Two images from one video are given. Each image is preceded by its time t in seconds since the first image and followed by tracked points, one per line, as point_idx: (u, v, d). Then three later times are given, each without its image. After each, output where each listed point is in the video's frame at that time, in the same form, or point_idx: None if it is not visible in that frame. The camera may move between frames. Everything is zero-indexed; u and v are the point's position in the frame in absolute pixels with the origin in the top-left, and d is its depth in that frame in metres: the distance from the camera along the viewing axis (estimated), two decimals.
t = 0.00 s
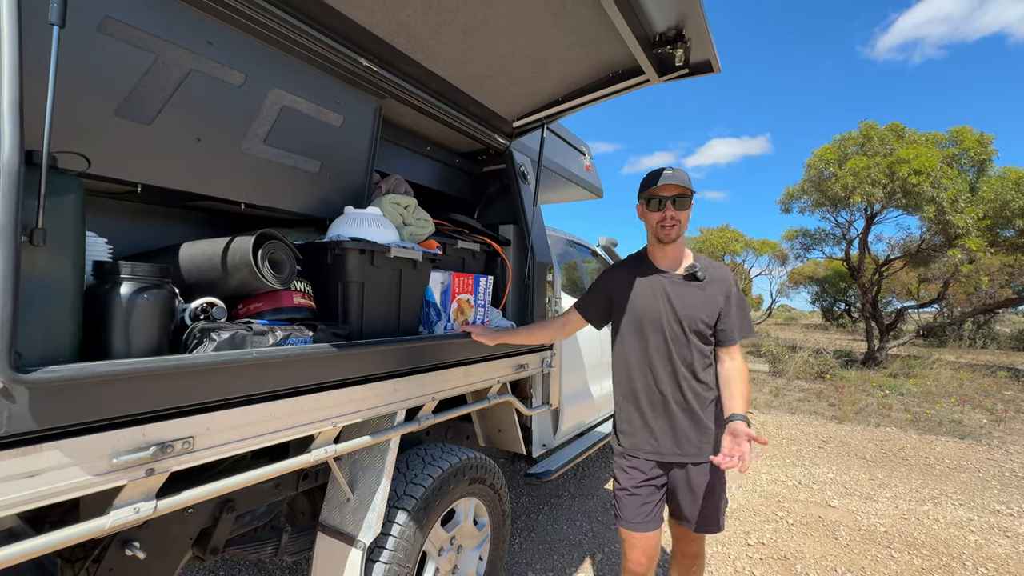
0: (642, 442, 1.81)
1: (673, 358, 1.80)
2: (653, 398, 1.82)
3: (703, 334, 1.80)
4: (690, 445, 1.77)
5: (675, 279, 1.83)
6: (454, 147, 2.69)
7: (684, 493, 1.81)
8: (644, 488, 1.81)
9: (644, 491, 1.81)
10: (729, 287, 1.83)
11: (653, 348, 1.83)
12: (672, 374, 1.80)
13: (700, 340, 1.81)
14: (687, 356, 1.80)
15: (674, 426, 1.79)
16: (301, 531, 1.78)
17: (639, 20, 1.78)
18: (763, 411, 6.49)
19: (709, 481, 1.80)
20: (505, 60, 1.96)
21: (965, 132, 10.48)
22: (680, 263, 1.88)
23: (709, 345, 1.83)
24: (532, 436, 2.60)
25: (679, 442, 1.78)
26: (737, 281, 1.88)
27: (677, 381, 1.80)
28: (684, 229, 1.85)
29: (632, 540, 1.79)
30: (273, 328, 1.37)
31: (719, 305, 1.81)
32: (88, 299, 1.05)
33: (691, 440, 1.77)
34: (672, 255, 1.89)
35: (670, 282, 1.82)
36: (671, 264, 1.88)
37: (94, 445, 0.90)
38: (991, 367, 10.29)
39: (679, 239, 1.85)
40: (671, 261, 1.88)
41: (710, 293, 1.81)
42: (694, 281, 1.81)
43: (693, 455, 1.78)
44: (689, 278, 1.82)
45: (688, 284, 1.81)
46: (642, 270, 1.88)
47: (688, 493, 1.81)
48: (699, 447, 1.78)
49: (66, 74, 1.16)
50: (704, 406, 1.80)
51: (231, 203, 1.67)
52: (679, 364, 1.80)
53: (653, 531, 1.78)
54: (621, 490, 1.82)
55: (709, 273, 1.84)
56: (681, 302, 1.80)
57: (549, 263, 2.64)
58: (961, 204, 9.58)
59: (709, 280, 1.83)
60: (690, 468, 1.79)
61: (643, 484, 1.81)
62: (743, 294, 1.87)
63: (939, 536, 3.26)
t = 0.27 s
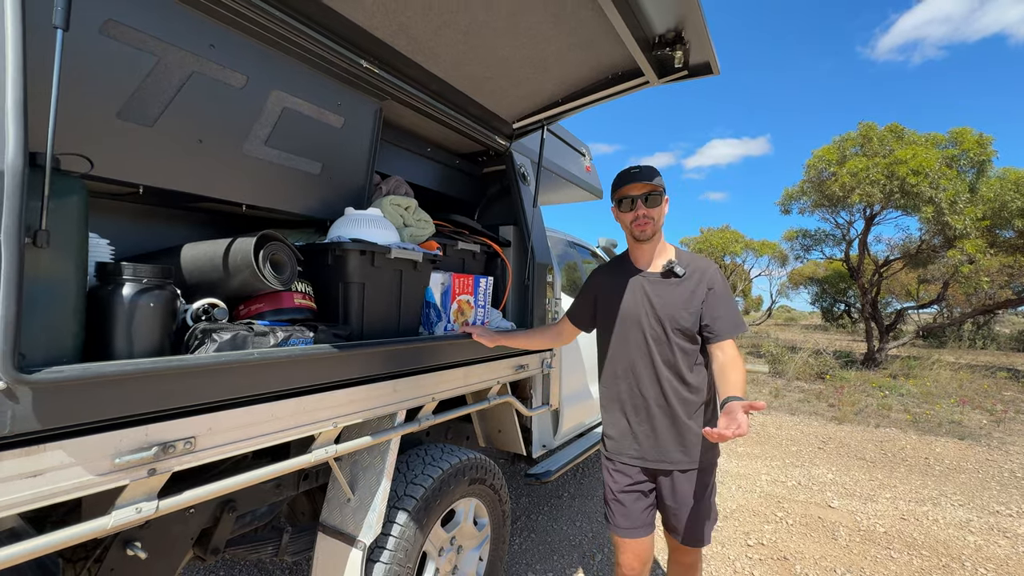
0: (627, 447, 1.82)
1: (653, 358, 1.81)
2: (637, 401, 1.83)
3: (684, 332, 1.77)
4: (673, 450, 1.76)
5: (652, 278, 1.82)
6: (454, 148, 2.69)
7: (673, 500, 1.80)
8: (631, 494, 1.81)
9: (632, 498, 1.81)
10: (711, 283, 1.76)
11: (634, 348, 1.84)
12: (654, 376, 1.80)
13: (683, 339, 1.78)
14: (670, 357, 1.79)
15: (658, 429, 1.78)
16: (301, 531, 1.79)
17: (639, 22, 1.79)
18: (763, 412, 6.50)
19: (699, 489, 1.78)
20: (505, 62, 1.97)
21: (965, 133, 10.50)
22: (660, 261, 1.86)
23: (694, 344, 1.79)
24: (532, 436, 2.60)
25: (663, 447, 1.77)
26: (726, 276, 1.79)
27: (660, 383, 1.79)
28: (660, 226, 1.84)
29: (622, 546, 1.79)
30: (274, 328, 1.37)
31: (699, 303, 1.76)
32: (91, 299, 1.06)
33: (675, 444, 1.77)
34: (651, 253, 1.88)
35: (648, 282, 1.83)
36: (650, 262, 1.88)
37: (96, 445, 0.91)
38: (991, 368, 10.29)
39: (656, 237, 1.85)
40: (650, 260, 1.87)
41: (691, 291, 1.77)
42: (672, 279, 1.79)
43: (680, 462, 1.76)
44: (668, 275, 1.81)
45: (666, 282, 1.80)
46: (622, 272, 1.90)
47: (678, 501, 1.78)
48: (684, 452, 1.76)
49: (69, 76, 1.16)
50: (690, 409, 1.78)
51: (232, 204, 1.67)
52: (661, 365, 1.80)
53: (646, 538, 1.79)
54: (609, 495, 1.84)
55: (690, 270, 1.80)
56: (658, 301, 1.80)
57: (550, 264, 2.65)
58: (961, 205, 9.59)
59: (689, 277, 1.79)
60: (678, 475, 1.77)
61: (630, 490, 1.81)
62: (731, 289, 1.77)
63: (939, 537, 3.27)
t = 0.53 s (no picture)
0: (615, 452, 1.83)
1: (639, 360, 1.79)
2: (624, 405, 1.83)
3: (670, 333, 1.75)
4: (660, 455, 1.75)
5: (637, 279, 1.81)
6: (454, 148, 2.70)
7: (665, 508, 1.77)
8: (621, 500, 1.83)
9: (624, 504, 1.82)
10: (697, 283, 1.74)
11: (620, 350, 1.83)
12: (641, 379, 1.79)
13: (670, 341, 1.76)
14: (657, 359, 1.77)
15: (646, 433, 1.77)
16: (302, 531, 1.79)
17: (639, 23, 1.79)
18: (763, 412, 6.50)
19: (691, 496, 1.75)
20: (505, 62, 1.97)
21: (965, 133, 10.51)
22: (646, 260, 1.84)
23: (681, 345, 1.76)
24: (532, 436, 2.61)
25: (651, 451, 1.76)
26: (712, 276, 1.76)
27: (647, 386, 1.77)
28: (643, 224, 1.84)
29: (618, 549, 1.84)
30: (275, 329, 1.38)
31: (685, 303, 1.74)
32: (92, 300, 1.06)
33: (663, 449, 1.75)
34: (638, 252, 1.86)
35: (634, 282, 1.82)
36: (637, 261, 1.85)
37: (98, 445, 0.91)
38: (990, 368, 10.30)
39: (639, 234, 1.84)
40: (636, 258, 1.85)
41: (676, 291, 1.75)
42: (657, 278, 1.78)
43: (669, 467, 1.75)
44: (653, 275, 1.79)
45: (651, 282, 1.79)
46: (608, 275, 1.90)
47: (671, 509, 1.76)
48: (673, 457, 1.75)
49: (70, 77, 1.17)
50: (678, 413, 1.76)
51: (232, 204, 1.68)
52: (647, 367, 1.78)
53: (641, 543, 1.83)
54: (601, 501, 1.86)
55: (676, 269, 1.78)
56: (643, 302, 1.78)
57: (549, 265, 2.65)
58: (960, 205, 9.59)
59: (674, 276, 1.77)
60: (668, 480, 1.75)
61: (620, 496, 1.82)
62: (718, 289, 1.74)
63: (939, 537, 3.27)
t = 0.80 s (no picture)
0: (607, 450, 1.84)
1: (627, 360, 1.79)
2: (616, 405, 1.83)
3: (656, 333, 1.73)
4: (649, 458, 1.73)
5: (626, 279, 1.80)
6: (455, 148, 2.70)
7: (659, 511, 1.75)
8: (616, 502, 1.83)
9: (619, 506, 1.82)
10: (680, 281, 1.69)
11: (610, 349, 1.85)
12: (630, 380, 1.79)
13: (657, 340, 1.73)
14: (644, 359, 1.75)
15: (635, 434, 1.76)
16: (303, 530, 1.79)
17: (639, 23, 1.79)
18: (763, 412, 6.50)
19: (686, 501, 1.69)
20: (505, 63, 1.97)
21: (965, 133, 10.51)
22: (633, 258, 1.83)
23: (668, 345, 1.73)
24: (533, 436, 2.61)
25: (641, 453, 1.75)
26: (699, 273, 1.69)
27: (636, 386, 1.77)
28: (622, 223, 1.82)
29: (616, 551, 1.84)
30: (276, 329, 1.38)
31: (667, 302, 1.70)
32: (93, 301, 1.06)
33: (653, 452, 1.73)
34: (624, 250, 1.85)
35: (623, 281, 1.81)
36: (625, 259, 1.85)
37: (99, 445, 0.91)
38: (991, 368, 10.29)
39: (621, 234, 1.83)
40: (623, 257, 1.84)
41: (660, 290, 1.71)
42: (643, 278, 1.75)
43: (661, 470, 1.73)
44: (639, 274, 1.77)
45: (637, 281, 1.77)
46: (603, 276, 1.91)
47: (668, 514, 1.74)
48: (663, 459, 1.72)
49: (72, 78, 1.17)
50: (668, 414, 1.73)
51: (233, 205, 1.68)
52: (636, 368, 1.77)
53: (639, 545, 1.83)
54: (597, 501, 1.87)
55: (661, 268, 1.74)
56: (628, 301, 1.77)
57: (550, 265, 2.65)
58: (961, 205, 9.59)
59: (659, 275, 1.73)
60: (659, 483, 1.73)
61: (615, 498, 1.83)
62: (704, 287, 1.67)
63: (939, 537, 3.27)
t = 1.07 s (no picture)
0: (604, 449, 1.85)
1: (625, 358, 1.79)
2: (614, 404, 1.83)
3: (654, 331, 1.72)
4: (645, 457, 1.73)
5: (627, 276, 1.81)
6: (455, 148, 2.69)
7: (657, 512, 1.74)
8: (615, 501, 1.84)
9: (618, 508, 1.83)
10: (680, 279, 1.68)
11: (609, 347, 1.86)
12: (627, 378, 1.79)
13: (656, 339, 1.73)
14: (642, 357, 1.75)
15: (632, 433, 1.76)
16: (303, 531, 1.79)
17: (639, 23, 1.79)
18: (763, 412, 6.50)
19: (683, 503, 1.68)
20: (506, 63, 1.97)
21: (965, 132, 10.49)
22: (636, 255, 1.83)
23: (666, 344, 1.72)
24: (533, 437, 2.61)
25: (638, 453, 1.75)
26: (699, 272, 1.68)
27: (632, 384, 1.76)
28: (626, 221, 1.82)
29: (615, 552, 1.85)
30: (276, 330, 1.38)
31: (667, 300, 1.69)
32: (93, 301, 1.06)
33: (648, 452, 1.72)
34: (628, 248, 1.85)
35: (623, 278, 1.82)
36: (628, 256, 1.86)
37: (100, 446, 0.91)
38: (991, 368, 10.29)
39: (625, 232, 1.83)
40: (626, 254, 1.85)
41: (660, 287, 1.71)
42: (643, 275, 1.76)
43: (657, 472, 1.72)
44: (640, 270, 1.77)
45: (637, 278, 1.77)
46: (606, 275, 1.91)
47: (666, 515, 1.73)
48: (660, 460, 1.71)
49: (72, 78, 1.17)
50: (665, 414, 1.72)
51: (233, 205, 1.68)
52: (633, 366, 1.77)
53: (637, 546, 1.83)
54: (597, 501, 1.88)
55: (661, 265, 1.74)
56: (628, 298, 1.77)
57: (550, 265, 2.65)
58: (961, 204, 9.58)
59: (659, 273, 1.73)
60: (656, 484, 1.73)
61: (612, 498, 1.83)
62: (703, 286, 1.66)
63: (939, 537, 3.27)
